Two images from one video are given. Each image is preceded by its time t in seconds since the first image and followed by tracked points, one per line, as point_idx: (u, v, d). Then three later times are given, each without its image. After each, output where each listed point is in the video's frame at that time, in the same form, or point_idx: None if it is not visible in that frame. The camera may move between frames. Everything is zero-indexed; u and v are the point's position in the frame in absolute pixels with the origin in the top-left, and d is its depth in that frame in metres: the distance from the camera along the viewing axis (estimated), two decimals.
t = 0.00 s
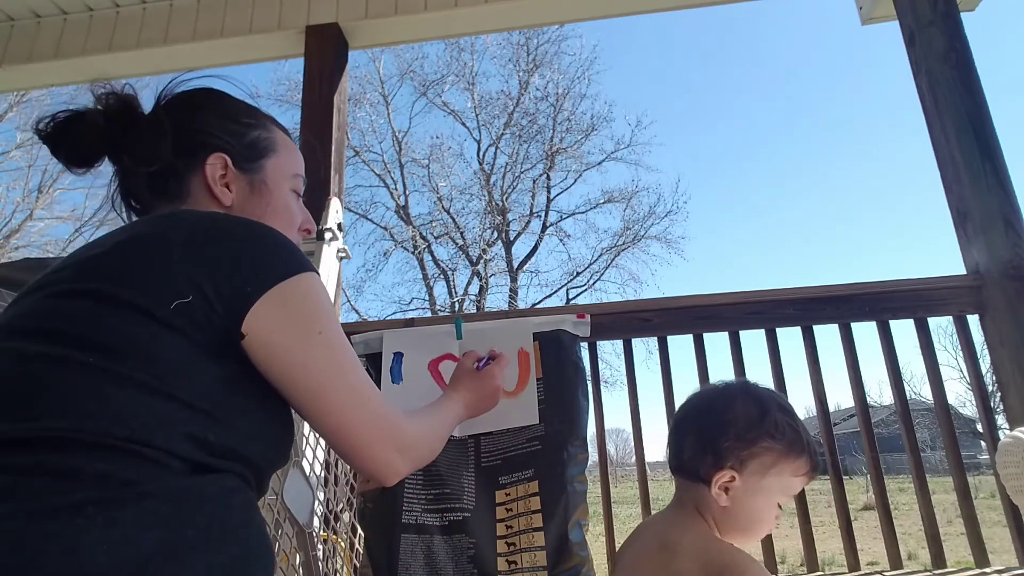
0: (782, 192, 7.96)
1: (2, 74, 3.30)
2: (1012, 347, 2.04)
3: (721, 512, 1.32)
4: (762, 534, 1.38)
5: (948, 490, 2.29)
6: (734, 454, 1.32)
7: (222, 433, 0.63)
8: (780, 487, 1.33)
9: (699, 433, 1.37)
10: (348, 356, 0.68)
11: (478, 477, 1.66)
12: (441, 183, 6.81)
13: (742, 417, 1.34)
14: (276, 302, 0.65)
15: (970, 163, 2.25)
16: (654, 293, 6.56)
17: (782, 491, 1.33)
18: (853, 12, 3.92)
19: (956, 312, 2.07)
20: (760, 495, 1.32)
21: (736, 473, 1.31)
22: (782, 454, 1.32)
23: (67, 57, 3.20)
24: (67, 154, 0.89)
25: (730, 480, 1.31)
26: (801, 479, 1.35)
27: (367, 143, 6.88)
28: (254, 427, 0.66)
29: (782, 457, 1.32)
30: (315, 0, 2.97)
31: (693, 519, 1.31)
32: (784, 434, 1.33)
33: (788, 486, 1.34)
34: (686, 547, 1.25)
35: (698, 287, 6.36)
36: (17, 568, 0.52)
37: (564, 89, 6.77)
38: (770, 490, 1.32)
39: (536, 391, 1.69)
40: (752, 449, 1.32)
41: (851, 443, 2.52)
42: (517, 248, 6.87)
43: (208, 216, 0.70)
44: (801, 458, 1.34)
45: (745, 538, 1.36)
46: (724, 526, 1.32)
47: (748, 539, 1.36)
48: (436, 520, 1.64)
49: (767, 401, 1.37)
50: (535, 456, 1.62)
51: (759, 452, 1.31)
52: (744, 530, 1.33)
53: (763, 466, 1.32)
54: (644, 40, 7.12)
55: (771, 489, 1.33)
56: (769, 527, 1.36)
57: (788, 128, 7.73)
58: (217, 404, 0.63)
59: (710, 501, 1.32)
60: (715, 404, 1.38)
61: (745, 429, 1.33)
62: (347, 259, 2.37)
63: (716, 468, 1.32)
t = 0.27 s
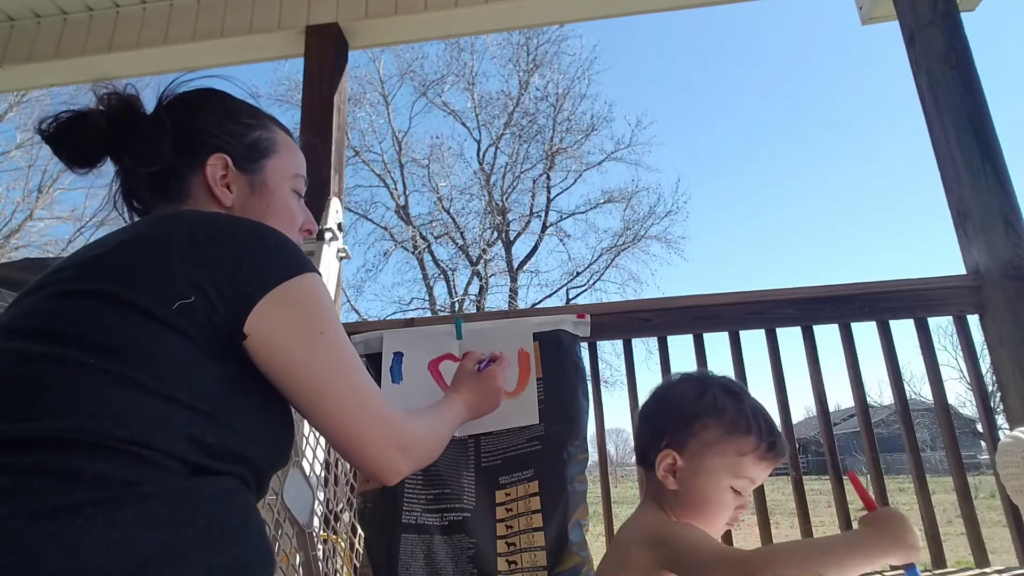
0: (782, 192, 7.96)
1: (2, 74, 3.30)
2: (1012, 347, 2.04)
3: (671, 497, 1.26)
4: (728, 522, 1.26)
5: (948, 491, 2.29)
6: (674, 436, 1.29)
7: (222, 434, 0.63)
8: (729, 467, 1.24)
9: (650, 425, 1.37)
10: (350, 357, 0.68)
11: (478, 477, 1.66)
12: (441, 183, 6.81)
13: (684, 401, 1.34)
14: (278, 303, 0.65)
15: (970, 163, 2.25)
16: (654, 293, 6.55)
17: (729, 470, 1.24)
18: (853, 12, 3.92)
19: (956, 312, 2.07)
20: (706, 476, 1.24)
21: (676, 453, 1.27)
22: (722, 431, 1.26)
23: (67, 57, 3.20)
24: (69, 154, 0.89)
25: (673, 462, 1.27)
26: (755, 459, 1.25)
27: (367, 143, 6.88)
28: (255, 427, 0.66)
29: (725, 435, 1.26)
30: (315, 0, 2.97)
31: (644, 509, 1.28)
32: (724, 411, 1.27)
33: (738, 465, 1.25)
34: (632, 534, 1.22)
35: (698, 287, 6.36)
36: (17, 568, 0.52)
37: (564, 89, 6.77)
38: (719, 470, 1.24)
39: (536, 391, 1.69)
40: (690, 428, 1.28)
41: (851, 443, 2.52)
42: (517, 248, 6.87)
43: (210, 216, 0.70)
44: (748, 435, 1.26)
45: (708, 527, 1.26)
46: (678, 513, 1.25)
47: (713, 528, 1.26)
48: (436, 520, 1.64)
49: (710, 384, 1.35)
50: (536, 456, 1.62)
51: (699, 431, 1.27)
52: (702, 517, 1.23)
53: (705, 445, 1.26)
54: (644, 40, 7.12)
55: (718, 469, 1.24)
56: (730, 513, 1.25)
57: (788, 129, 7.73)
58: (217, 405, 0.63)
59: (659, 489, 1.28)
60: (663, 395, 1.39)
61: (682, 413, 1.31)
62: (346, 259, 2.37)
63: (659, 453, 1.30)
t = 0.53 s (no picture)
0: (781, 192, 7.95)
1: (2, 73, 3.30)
2: (1012, 347, 2.04)
3: (635, 491, 1.27)
4: (695, 514, 1.24)
5: (948, 491, 2.29)
6: (635, 432, 1.32)
7: (221, 434, 0.63)
8: (686, 456, 1.25)
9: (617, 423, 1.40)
10: (349, 358, 0.68)
11: (478, 477, 1.66)
12: (441, 182, 6.81)
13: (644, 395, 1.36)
14: (278, 303, 0.65)
15: (970, 163, 2.25)
16: (654, 293, 6.55)
17: (686, 459, 1.24)
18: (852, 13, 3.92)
19: (956, 312, 2.07)
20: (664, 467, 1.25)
21: (636, 446, 1.30)
22: (677, 421, 1.27)
23: (67, 57, 3.20)
24: (69, 153, 0.89)
25: (635, 456, 1.29)
26: (712, 448, 1.24)
27: (367, 143, 6.88)
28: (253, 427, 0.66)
29: (681, 425, 1.26)
30: None
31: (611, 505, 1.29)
32: (679, 401, 1.29)
33: (695, 454, 1.24)
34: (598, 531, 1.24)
35: (698, 286, 6.36)
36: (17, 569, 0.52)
37: (564, 89, 6.77)
38: (677, 461, 1.25)
39: (536, 391, 1.69)
40: (648, 421, 1.31)
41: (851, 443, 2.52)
42: (517, 248, 6.87)
43: (210, 216, 0.70)
44: (704, 423, 1.25)
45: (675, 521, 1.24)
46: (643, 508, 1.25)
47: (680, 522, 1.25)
48: (436, 520, 1.63)
49: (670, 376, 1.37)
50: (535, 456, 1.62)
51: (656, 423, 1.29)
52: (664, 510, 1.23)
53: (662, 436, 1.27)
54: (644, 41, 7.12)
55: (677, 460, 1.25)
56: (694, 504, 1.24)
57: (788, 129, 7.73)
58: (216, 404, 0.63)
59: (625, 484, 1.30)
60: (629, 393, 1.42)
61: (642, 408, 1.34)
62: (346, 259, 2.37)
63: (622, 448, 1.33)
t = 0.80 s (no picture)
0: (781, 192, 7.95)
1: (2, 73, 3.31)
2: (1012, 347, 2.04)
3: (638, 492, 1.27)
4: (699, 514, 1.24)
5: (948, 491, 2.29)
6: (636, 433, 1.32)
7: (217, 434, 0.63)
8: (688, 455, 1.25)
9: (617, 423, 1.39)
10: (348, 359, 0.68)
11: (478, 477, 1.66)
12: (441, 182, 6.81)
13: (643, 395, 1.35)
14: (276, 303, 0.65)
15: (970, 163, 2.25)
16: (654, 293, 6.55)
17: (690, 459, 1.24)
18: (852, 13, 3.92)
19: (956, 312, 2.07)
20: (667, 468, 1.25)
21: (639, 447, 1.29)
22: (678, 420, 1.27)
23: (67, 57, 3.20)
24: (70, 151, 0.89)
25: (637, 457, 1.29)
26: (715, 445, 1.25)
27: (367, 143, 6.89)
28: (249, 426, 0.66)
29: (683, 424, 1.26)
30: None
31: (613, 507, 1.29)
32: (679, 400, 1.29)
33: (698, 454, 1.25)
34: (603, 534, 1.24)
35: (698, 286, 6.36)
36: (16, 568, 0.52)
37: (564, 89, 6.77)
38: (680, 461, 1.25)
39: (535, 391, 1.69)
40: (649, 420, 1.30)
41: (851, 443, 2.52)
42: (517, 248, 6.86)
43: (208, 216, 0.70)
44: (707, 422, 1.26)
45: (679, 521, 1.24)
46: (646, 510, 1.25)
47: (684, 523, 1.25)
48: (435, 520, 1.63)
49: (668, 374, 1.37)
50: (535, 456, 1.62)
51: (656, 423, 1.29)
52: (667, 510, 1.23)
53: (665, 436, 1.27)
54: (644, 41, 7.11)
55: (680, 460, 1.25)
56: (699, 504, 1.24)
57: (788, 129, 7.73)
58: (212, 405, 0.63)
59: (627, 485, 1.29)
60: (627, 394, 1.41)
61: (643, 408, 1.34)
62: (346, 259, 2.37)
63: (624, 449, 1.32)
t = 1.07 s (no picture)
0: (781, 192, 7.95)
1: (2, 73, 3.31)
2: (1012, 347, 2.04)
3: (666, 498, 1.27)
4: (728, 521, 1.26)
5: (948, 491, 2.29)
6: (665, 439, 1.31)
7: (214, 434, 0.63)
8: (719, 463, 1.25)
9: (642, 426, 1.38)
10: (346, 361, 0.68)
11: (478, 477, 1.66)
12: (441, 182, 6.80)
13: (671, 400, 1.35)
14: (275, 303, 0.65)
15: (970, 163, 2.25)
16: (654, 293, 6.54)
17: (722, 467, 1.25)
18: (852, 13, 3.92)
19: (956, 312, 2.07)
20: (699, 475, 1.25)
21: (669, 453, 1.29)
22: (710, 427, 1.27)
23: (67, 57, 3.20)
24: (68, 151, 0.89)
25: (666, 463, 1.28)
26: (748, 453, 1.26)
27: (367, 143, 6.88)
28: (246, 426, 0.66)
29: (715, 431, 1.27)
30: None
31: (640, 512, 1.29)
32: (711, 407, 1.28)
33: (729, 462, 1.25)
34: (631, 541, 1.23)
35: (698, 286, 6.35)
36: (15, 569, 0.52)
37: (564, 89, 6.77)
38: (712, 469, 1.25)
39: (535, 391, 1.69)
40: (680, 426, 1.30)
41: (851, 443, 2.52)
42: (517, 248, 6.86)
43: (206, 216, 0.70)
44: (739, 430, 1.26)
45: (707, 528, 1.26)
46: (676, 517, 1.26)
47: (713, 529, 1.26)
48: (436, 520, 1.64)
49: (696, 379, 1.36)
50: (536, 456, 1.61)
51: (687, 429, 1.29)
52: (697, 517, 1.24)
53: (696, 442, 1.27)
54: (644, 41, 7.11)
55: (711, 468, 1.25)
56: (729, 512, 1.25)
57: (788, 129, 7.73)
58: (210, 405, 0.63)
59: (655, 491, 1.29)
60: (651, 396, 1.40)
61: (671, 412, 1.33)
62: (346, 259, 2.37)
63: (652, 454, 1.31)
